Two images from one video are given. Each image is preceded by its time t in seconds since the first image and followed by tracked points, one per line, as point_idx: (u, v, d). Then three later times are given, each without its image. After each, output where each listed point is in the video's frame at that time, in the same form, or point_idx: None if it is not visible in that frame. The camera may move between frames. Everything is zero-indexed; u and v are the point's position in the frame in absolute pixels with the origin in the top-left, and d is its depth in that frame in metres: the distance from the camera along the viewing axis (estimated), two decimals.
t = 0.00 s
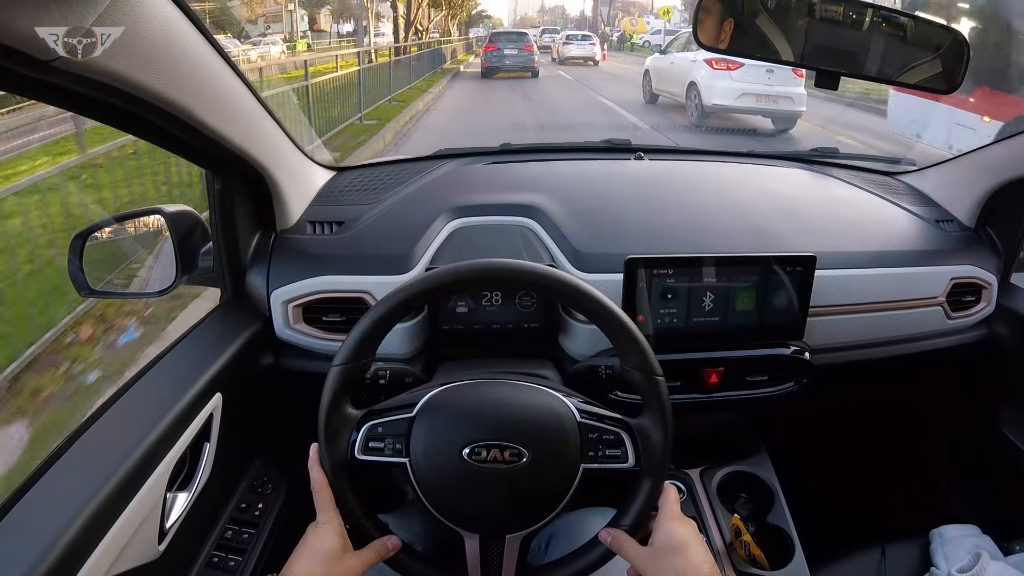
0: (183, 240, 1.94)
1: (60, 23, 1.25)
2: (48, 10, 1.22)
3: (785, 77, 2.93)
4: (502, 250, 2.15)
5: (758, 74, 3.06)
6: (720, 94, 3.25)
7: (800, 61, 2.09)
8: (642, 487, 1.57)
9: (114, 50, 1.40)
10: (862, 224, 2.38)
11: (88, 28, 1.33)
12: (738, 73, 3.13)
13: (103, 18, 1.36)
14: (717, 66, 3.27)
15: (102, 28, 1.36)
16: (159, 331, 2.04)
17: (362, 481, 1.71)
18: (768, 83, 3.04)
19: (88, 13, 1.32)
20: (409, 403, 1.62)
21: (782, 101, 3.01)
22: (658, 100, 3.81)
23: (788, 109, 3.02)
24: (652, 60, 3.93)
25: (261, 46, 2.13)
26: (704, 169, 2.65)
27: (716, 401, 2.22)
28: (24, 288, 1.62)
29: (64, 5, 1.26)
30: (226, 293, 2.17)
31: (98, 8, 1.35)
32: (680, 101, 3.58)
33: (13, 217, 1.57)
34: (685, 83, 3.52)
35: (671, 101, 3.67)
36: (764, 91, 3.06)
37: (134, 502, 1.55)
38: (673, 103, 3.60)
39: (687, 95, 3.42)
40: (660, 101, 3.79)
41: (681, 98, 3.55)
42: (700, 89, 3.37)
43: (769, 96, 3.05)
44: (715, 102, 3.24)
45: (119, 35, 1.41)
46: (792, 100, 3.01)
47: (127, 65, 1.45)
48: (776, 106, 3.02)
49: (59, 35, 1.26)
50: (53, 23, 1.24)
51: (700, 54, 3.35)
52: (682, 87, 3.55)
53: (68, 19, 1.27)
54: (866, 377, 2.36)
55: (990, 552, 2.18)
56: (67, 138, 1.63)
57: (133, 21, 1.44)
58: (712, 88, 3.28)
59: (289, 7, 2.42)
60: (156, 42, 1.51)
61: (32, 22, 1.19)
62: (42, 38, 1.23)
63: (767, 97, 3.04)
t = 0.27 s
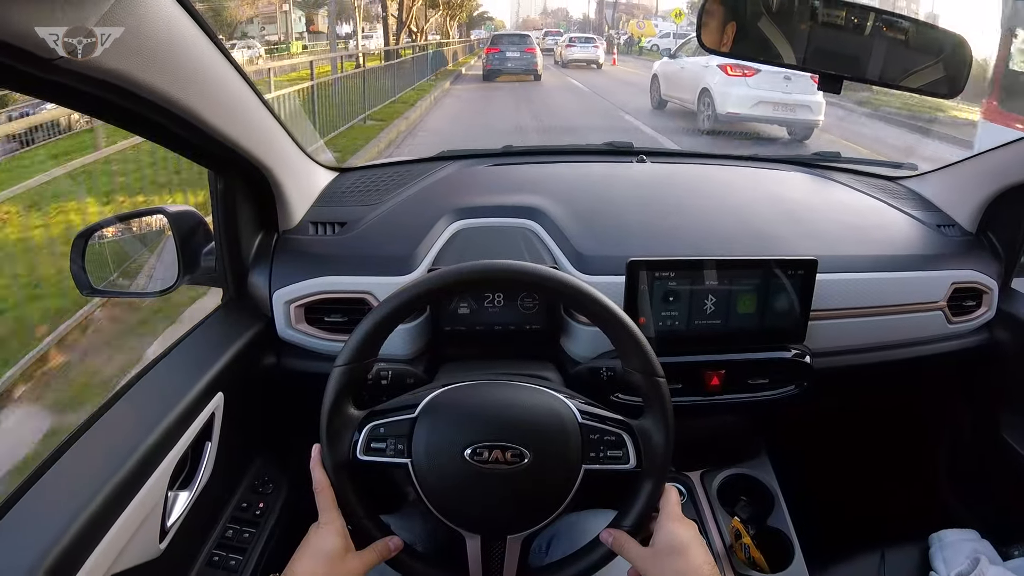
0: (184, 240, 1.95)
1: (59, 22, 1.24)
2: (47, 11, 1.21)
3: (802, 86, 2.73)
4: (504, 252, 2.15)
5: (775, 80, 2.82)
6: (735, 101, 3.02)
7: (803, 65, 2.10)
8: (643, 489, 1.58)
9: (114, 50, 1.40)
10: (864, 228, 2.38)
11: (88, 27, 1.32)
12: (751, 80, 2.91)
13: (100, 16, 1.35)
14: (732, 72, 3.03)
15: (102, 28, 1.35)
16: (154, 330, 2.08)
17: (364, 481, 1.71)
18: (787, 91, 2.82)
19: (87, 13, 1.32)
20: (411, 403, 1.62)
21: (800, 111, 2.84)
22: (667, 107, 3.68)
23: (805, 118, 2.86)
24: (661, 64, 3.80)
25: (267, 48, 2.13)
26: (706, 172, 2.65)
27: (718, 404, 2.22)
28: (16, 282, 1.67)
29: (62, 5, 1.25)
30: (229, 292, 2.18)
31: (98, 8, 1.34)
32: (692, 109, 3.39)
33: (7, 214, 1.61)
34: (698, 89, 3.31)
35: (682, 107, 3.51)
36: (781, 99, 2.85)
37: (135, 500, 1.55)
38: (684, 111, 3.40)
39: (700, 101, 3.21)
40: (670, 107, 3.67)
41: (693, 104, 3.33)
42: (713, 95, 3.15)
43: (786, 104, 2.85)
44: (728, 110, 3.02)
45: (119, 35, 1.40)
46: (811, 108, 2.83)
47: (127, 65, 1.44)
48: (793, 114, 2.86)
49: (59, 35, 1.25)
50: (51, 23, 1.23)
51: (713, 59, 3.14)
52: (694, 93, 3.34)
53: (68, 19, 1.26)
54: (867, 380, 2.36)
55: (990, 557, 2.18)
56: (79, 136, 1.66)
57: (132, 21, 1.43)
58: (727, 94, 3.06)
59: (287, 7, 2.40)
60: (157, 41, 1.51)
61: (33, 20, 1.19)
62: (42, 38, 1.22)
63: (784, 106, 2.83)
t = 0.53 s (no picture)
0: (187, 247, 1.96)
1: (60, 23, 1.26)
2: (46, 11, 1.23)
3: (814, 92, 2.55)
4: (503, 258, 2.18)
5: (789, 86, 2.61)
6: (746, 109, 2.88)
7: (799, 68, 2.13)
8: (643, 491, 1.59)
9: (114, 50, 1.41)
10: (860, 230, 2.39)
11: (89, 28, 1.33)
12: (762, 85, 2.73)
13: (102, 17, 1.36)
14: (743, 79, 2.81)
15: (102, 28, 1.36)
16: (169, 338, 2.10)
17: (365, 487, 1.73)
18: (800, 99, 2.63)
19: (89, 14, 1.33)
20: (411, 409, 1.63)
21: (813, 118, 2.69)
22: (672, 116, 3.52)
23: (819, 124, 2.70)
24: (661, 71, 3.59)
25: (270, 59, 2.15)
26: (703, 176, 2.67)
27: (717, 406, 2.24)
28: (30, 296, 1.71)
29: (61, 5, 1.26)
30: (229, 301, 2.20)
31: (98, 9, 1.35)
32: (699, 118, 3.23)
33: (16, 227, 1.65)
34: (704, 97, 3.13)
35: (689, 115, 3.30)
36: (795, 106, 2.67)
37: (138, 508, 1.57)
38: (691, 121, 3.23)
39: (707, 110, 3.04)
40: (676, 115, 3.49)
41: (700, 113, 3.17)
42: (723, 103, 2.98)
43: (800, 111, 2.69)
44: (740, 118, 2.89)
45: (119, 35, 1.41)
46: (824, 115, 2.68)
47: (127, 73, 1.46)
48: (807, 122, 2.70)
49: (59, 34, 1.26)
50: (51, 23, 1.24)
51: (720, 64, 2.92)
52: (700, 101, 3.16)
53: (70, 20, 1.28)
54: (866, 381, 2.37)
55: (991, 554, 2.19)
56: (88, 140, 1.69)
57: (134, 22, 1.44)
58: (737, 102, 2.90)
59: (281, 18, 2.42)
60: (157, 48, 1.52)
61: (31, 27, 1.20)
62: (42, 38, 1.23)
63: (798, 113, 2.68)
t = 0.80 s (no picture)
0: (184, 259, 1.96)
1: (60, 23, 1.28)
2: (47, 11, 1.25)
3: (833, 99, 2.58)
4: (501, 264, 2.18)
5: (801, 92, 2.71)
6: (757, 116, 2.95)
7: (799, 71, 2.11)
8: (643, 497, 1.57)
9: (114, 50, 1.43)
10: (860, 231, 2.39)
11: (88, 28, 1.35)
12: (779, 92, 2.81)
13: (99, 17, 1.38)
14: (755, 83, 2.89)
15: (100, 27, 1.39)
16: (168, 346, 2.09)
17: (365, 496, 1.72)
18: (816, 104, 2.69)
19: (87, 13, 1.35)
20: (409, 417, 1.62)
21: (830, 125, 2.73)
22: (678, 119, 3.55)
23: (836, 132, 2.75)
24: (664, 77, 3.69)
25: (263, 67, 2.15)
26: (701, 179, 2.66)
27: (718, 410, 2.23)
28: (27, 311, 1.67)
29: (60, 6, 1.28)
30: (228, 311, 2.20)
31: (96, 8, 1.37)
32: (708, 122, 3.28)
33: (15, 241, 1.61)
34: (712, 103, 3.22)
35: (694, 120, 3.41)
36: (811, 111, 2.72)
37: (137, 520, 1.56)
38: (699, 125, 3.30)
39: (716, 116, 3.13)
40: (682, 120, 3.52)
41: (709, 118, 3.23)
42: (734, 109, 3.07)
43: (815, 119, 2.75)
44: (751, 125, 2.97)
45: (117, 35, 1.43)
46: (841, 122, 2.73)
47: (122, 82, 1.46)
48: (822, 130, 2.77)
49: (58, 34, 1.28)
50: (51, 23, 1.26)
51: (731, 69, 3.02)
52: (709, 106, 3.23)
53: (69, 20, 1.30)
54: (866, 383, 2.36)
55: (994, 556, 2.18)
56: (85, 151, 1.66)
57: (129, 24, 1.47)
58: (750, 109, 2.98)
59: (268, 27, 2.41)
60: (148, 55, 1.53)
61: (25, 36, 1.21)
62: (43, 38, 1.25)
63: (814, 120, 2.74)
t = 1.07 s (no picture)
0: (179, 263, 1.95)
1: (61, 23, 1.30)
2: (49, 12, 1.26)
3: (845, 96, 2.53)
4: (498, 265, 2.17)
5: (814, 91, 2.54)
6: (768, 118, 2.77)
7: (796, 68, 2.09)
8: (641, 498, 1.56)
9: (114, 50, 1.44)
10: (859, 229, 2.37)
11: (88, 28, 1.36)
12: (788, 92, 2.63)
13: (100, 17, 1.39)
14: (766, 83, 2.72)
15: (102, 28, 1.39)
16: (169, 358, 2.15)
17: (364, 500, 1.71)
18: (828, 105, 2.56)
19: (88, 15, 1.36)
20: (405, 419, 1.61)
21: (842, 126, 2.64)
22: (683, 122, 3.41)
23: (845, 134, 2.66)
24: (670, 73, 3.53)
25: (250, 71, 2.14)
26: (700, 178, 2.65)
27: (718, 410, 2.22)
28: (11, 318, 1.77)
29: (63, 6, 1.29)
30: (223, 315, 2.19)
31: (98, 10, 1.38)
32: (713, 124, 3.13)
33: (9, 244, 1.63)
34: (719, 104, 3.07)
35: (700, 120, 3.25)
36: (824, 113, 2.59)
37: (135, 528, 1.56)
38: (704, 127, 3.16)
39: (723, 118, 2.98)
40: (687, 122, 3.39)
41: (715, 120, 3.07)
42: (741, 110, 2.90)
43: (828, 120, 2.62)
44: (762, 127, 2.79)
45: (118, 37, 1.44)
46: (852, 122, 2.64)
47: (115, 88, 1.46)
48: (835, 131, 2.64)
49: (59, 34, 1.30)
50: (52, 23, 1.28)
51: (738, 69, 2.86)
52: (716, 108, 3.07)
53: (69, 20, 1.31)
54: (867, 381, 2.35)
55: (996, 555, 2.18)
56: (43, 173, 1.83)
57: (131, 26, 1.47)
58: (761, 109, 2.79)
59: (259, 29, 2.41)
60: (142, 62, 1.52)
61: (20, 40, 1.23)
62: (43, 38, 1.27)
63: (826, 122, 2.61)
